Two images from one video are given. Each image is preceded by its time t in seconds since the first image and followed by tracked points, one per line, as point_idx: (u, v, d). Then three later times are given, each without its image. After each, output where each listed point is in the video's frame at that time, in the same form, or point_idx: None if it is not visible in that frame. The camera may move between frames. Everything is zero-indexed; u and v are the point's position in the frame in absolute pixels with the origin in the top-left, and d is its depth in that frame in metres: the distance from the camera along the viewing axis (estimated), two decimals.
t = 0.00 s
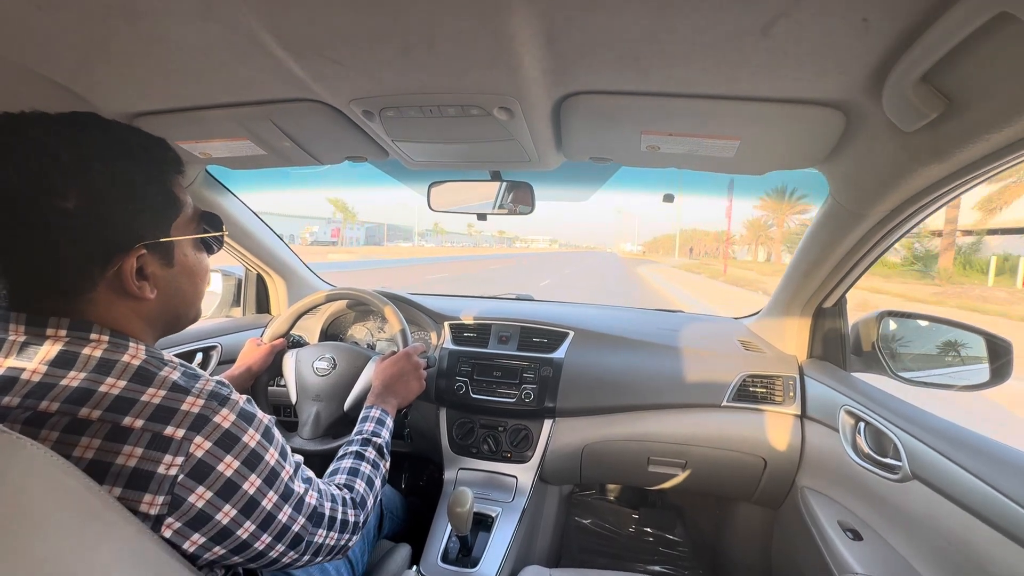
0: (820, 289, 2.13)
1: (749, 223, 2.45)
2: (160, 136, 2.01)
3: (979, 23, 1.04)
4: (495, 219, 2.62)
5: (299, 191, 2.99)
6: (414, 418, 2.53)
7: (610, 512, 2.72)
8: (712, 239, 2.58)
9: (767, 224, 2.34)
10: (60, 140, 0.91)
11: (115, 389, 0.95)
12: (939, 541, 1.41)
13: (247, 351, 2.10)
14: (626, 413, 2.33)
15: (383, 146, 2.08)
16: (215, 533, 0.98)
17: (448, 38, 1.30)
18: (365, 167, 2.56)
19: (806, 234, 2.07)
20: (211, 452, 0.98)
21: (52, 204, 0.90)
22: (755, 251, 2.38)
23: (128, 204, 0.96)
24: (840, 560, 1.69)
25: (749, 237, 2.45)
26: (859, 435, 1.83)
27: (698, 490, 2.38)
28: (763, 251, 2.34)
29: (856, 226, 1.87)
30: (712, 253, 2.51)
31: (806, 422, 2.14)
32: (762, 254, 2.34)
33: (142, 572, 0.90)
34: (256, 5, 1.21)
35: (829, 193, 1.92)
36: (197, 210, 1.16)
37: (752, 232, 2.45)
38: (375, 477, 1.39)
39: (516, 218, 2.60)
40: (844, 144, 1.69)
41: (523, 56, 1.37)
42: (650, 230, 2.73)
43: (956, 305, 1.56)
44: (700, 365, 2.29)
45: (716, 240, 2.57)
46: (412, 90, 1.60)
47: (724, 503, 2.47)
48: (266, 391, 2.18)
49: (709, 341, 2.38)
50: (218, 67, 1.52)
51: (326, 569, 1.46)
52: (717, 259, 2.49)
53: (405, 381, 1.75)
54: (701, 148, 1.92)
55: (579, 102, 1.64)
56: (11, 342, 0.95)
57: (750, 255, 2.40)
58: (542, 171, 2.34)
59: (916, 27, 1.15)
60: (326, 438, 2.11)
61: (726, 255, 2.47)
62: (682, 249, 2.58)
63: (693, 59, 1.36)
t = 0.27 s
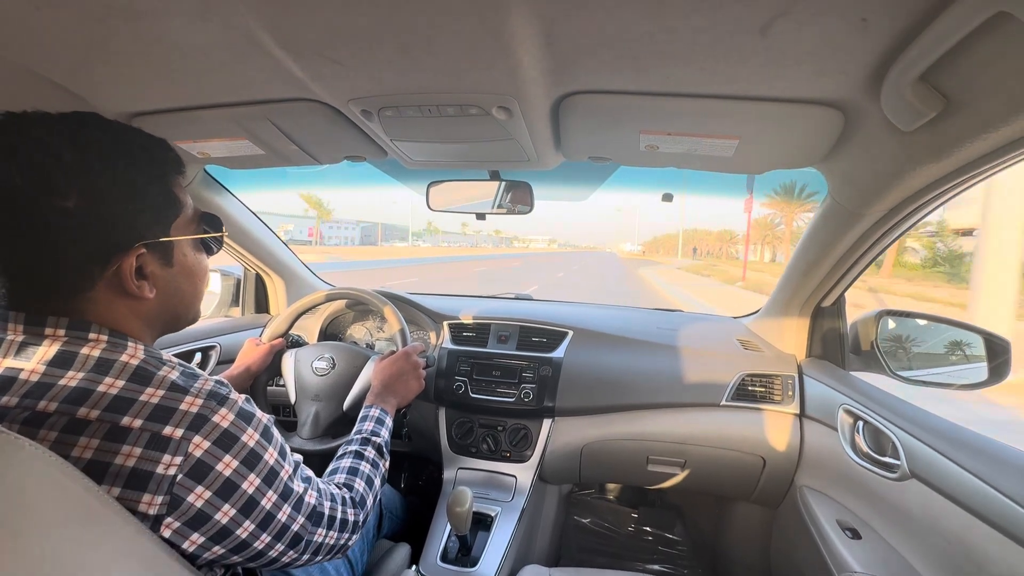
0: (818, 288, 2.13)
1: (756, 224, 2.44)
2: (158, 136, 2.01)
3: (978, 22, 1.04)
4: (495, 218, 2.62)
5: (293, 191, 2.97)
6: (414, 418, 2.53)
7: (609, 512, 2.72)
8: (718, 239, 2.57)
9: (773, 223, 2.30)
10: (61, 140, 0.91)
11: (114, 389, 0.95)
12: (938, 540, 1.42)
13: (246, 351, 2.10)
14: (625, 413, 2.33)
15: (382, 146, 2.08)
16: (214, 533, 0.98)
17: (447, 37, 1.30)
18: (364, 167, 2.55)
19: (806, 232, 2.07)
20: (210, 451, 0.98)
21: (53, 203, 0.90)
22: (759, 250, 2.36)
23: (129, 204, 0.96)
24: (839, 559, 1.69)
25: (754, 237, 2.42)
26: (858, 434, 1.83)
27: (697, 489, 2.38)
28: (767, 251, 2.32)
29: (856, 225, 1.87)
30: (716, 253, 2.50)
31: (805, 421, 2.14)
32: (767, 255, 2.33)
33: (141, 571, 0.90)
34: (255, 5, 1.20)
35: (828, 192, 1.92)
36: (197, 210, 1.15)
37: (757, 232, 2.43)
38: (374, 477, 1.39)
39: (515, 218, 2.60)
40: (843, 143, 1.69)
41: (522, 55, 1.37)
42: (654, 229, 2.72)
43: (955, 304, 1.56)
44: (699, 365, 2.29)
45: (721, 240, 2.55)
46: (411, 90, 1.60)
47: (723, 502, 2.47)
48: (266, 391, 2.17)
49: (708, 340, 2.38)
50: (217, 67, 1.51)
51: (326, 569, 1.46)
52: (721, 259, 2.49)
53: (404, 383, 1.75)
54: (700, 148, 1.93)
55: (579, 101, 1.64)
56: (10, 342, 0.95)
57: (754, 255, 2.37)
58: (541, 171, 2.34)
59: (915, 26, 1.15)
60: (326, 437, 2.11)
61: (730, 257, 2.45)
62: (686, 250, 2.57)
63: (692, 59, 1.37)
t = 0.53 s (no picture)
0: (817, 289, 2.13)
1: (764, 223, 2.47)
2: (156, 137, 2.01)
3: (974, 23, 1.04)
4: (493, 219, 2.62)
5: (296, 189, 2.97)
6: (412, 419, 2.53)
7: (608, 513, 2.72)
8: (724, 239, 2.61)
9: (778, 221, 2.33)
10: (55, 140, 0.91)
11: (111, 390, 0.95)
12: (936, 540, 1.42)
13: (244, 353, 2.09)
14: (624, 414, 2.33)
15: (380, 147, 2.08)
16: (211, 535, 0.98)
17: (444, 38, 1.30)
18: (362, 168, 2.55)
19: (805, 232, 2.06)
20: (207, 453, 0.98)
21: (49, 203, 0.90)
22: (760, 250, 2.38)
23: (124, 205, 0.96)
24: (838, 560, 1.69)
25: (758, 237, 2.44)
26: (856, 435, 1.83)
27: (696, 490, 2.38)
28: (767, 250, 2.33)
29: (853, 225, 1.88)
30: (719, 254, 2.52)
31: (803, 422, 2.14)
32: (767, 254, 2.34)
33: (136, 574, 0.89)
34: (253, 5, 1.20)
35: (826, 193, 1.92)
36: (193, 210, 1.15)
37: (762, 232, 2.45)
38: (372, 479, 1.38)
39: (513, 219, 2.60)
40: (840, 145, 1.70)
41: (520, 56, 1.37)
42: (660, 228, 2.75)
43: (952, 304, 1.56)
44: (697, 366, 2.29)
45: (726, 240, 2.59)
46: (409, 91, 1.60)
47: (722, 502, 2.47)
48: (263, 393, 2.17)
49: (707, 341, 2.38)
50: (214, 68, 1.51)
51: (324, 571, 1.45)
52: (725, 259, 2.52)
53: (400, 387, 1.73)
54: (698, 149, 1.93)
55: (576, 102, 1.64)
56: (5, 344, 0.95)
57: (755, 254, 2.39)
58: (539, 172, 2.34)
59: (911, 28, 1.15)
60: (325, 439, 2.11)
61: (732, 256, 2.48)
62: (689, 250, 2.61)
63: (689, 60, 1.37)
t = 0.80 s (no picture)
0: (818, 288, 2.13)
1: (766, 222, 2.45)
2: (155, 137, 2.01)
3: (972, 23, 1.05)
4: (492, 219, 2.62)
5: (291, 190, 2.96)
6: (411, 419, 2.53)
7: (607, 512, 2.73)
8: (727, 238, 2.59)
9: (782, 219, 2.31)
10: (54, 140, 0.91)
11: (110, 391, 0.95)
12: (934, 539, 1.42)
13: (243, 353, 2.09)
14: (623, 413, 2.33)
15: (379, 147, 2.08)
16: (211, 535, 0.98)
17: (443, 38, 1.31)
18: (361, 168, 2.55)
19: (803, 232, 2.07)
20: (207, 454, 0.98)
21: (49, 203, 0.90)
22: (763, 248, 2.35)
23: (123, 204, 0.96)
24: (837, 559, 1.70)
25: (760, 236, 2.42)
26: (855, 435, 1.83)
27: (695, 490, 2.38)
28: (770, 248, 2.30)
29: (851, 225, 1.88)
30: (721, 253, 2.49)
31: (802, 421, 2.15)
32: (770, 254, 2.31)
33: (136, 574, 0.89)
34: (252, 5, 1.20)
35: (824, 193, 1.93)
36: (194, 211, 1.15)
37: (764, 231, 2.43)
38: (371, 480, 1.38)
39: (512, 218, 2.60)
40: (839, 145, 1.70)
41: (519, 56, 1.37)
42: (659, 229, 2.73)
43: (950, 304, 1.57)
44: (696, 366, 2.29)
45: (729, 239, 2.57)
46: (409, 91, 1.60)
47: (721, 502, 2.47)
48: (262, 392, 2.17)
49: (705, 341, 2.38)
50: (213, 67, 1.51)
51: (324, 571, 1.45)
52: (729, 260, 2.46)
53: (400, 385, 1.73)
54: (697, 149, 1.93)
55: (576, 102, 1.64)
56: (5, 344, 0.95)
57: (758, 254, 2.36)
58: (538, 172, 2.35)
59: (909, 28, 1.15)
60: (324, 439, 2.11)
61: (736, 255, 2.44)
62: (692, 249, 2.58)
63: (688, 60, 1.37)
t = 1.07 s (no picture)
0: (818, 286, 2.13)
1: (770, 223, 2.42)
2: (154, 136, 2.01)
3: (971, 22, 1.05)
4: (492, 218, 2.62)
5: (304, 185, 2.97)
6: (411, 418, 2.53)
7: (606, 512, 2.73)
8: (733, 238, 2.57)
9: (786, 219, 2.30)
10: (43, 137, 0.92)
11: (110, 390, 0.95)
12: (933, 538, 1.42)
13: (242, 351, 2.07)
14: (622, 413, 2.33)
15: (379, 146, 2.08)
16: (211, 533, 0.98)
17: (442, 37, 1.30)
18: (361, 167, 2.56)
19: (802, 231, 2.08)
20: (207, 452, 0.97)
21: (28, 198, 0.89)
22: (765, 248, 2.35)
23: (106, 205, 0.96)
24: (836, 558, 1.70)
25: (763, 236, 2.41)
26: (854, 434, 1.83)
27: (695, 489, 2.38)
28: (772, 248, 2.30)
29: (850, 225, 1.88)
30: (724, 253, 2.52)
31: (801, 420, 2.15)
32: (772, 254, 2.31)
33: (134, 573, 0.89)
34: (251, 4, 1.20)
35: (822, 192, 1.93)
36: (197, 214, 1.15)
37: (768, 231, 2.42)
38: (371, 479, 1.38)
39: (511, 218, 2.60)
40: (838, 144, 1.70)
41: (518, 55, 1.37)
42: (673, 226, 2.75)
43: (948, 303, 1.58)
44: (696, 365, 2.30)
45: (734, 238, 2.55)
46: (408, 90, 1.60)
47: (720, 500, 2.48)
48: (262, 391, 2.17)
49: (705, 340, 2.38)
50: (212, 66, 1.51)
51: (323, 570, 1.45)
52: (734, 260, 2.49)
53: (399, 382, 1.74)
54: (696, 148, 1.93)
55: (575, 101, 1.64)
56: (3, 343, 0.95)
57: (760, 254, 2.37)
58: (538, 171, 2.34)
59: (908, 27, 1.15)
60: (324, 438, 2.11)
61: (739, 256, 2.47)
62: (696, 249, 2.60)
63: (688, 59, 1.37)
